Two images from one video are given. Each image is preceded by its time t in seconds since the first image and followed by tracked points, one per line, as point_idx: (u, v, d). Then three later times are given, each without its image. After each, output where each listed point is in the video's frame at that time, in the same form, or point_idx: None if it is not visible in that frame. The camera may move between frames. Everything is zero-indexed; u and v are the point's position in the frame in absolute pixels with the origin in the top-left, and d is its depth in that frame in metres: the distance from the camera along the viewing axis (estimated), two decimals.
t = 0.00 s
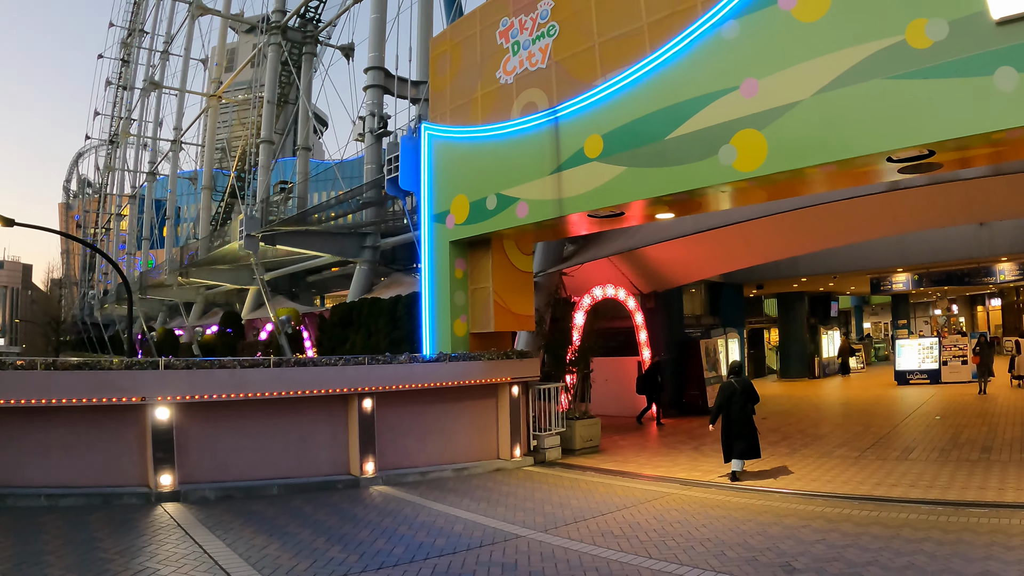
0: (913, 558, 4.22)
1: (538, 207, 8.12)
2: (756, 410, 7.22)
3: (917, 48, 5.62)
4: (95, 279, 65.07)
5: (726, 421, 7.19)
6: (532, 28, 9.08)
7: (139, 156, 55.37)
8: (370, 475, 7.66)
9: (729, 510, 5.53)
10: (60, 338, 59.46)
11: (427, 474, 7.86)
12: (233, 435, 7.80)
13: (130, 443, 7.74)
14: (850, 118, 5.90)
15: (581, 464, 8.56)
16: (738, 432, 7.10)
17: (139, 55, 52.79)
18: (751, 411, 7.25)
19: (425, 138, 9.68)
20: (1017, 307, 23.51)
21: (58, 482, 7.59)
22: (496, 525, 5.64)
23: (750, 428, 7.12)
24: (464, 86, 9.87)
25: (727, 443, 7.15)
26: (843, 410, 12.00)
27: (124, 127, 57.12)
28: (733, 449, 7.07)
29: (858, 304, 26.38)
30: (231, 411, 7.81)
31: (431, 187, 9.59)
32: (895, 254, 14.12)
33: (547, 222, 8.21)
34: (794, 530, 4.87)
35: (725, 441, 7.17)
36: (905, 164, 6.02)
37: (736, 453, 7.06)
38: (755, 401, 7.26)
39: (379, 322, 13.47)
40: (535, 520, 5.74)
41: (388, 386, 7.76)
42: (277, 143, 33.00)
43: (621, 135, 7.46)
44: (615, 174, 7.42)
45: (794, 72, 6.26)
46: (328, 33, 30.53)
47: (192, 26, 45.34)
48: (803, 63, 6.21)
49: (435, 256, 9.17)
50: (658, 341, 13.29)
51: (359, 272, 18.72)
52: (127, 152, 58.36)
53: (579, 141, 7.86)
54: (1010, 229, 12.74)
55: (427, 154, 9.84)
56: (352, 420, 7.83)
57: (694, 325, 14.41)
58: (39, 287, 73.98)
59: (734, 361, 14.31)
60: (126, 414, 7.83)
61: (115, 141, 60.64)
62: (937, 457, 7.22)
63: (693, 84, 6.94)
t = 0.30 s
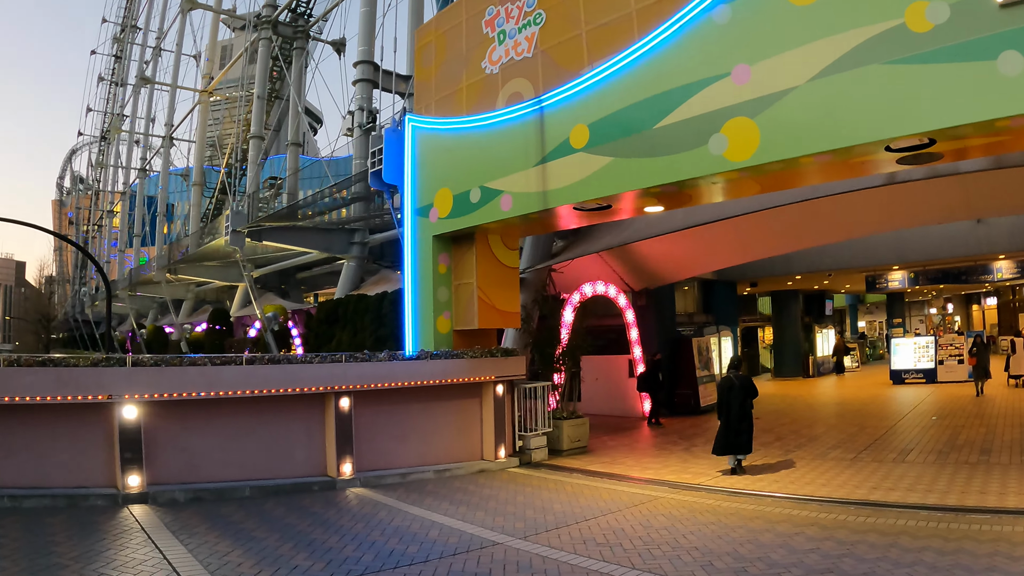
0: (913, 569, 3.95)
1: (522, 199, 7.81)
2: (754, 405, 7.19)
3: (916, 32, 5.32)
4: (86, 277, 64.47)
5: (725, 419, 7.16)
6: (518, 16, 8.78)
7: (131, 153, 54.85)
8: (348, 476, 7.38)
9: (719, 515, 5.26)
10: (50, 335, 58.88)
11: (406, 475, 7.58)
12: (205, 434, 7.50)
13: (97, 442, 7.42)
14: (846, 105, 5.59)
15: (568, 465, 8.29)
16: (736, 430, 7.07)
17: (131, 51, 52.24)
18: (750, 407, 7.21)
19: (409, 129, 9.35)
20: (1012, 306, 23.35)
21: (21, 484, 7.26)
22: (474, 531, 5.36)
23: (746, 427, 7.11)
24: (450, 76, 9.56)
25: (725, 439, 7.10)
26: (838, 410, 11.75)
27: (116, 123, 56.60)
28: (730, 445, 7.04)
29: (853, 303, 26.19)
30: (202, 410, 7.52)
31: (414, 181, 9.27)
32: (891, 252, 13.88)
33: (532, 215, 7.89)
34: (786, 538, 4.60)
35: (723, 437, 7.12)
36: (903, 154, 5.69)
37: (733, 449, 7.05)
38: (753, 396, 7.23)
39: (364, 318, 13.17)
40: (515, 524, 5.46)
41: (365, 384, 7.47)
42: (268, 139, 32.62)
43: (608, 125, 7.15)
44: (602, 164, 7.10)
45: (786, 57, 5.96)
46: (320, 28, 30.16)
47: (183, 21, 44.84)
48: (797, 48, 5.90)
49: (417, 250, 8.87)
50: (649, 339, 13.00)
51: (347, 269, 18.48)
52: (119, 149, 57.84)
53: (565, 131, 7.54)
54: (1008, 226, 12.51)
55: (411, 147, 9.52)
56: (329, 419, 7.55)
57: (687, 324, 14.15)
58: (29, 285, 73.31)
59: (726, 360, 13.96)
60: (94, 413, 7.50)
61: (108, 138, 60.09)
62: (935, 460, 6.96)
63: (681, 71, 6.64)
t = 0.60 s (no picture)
0: None
1: (501, 190, 7.44)
2: (751, 404, 7.25)
3: (910, 11, 4.95)
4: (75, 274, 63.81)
5: (724, 415, 7.18)
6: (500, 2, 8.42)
7: (122, 148, 54.28)
8: (319, 475, 7.09)
9: (705, 520, 4.96)
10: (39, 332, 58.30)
11: (382, 475, 7.28)
12: (173, 430, 7.19)
13: (59, 440, 7.02)
14: (837, 88, 5.23)
15: (551, 464, 7.99)
16: (734, 427, 7.08)
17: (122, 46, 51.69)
18: (746, 405, 7.26)
19: (388, 120, 9.00)
20: (1005, 305, 23.23)
21: None
22: (445, 534, 5.06)
23: (744, 424, 7.14)
24: (431, 65, 9.22)
25: (724, 434, 7.10)
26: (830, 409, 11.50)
27: (106, 118, 56.03)
28: (730, 440, 7.04)
29: (846, 301, 26.03)
30: (169, 405, 7.19)
31: (393, 172, 8.91)
32: (884, 248, 13.65)
33: (511, 207, 7.53)
34: (772, 545, 4.32)
35: (722, 433, 7.12)
36: (897, 140, 5.33)
37: (732, 444, 7.05)
38: (750, 394, 7.30)
39: (348, 313, 12.84)
40: (489, 527, 5.17)
41: (337, 380, 7.18)
42: (257, 135, 32.22)
43: (590, 112, 6.77)
44: (583, 152, 6.73)
45: (773, 38, 5.58)
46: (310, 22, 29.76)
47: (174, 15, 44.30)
48: (785, 28, 5.52)
49: (396, 242, 8.55)
50: (637, 336, 12.73)
51: (332, 265, 18.12)
52: (109, 144, 57.29)
53: (545, 119, 7.17)
54: (1002, 223, 12.29)
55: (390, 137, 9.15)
56: (300, 416, 7.25)
57: (677, 321, 13.89)
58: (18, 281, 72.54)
59: (715, 358, 13.71)
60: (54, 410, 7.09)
61: (98, 133, 59.47)
62: (929, 460, 6.71)
63: (665, 54, 6.26)
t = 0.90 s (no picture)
0: None
1: (477, 182, 7.07)
2: (751, 400, 7.23)
3: None
4: (64, 272, 63.14)
5: (725, 412, 7.19)
6: None
7: (111, 146, 53.73)
8: (289, 478, 6.79)
9: (688, 528, 4.66)
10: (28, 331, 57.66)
11: (355, 477, 6.97)
12: (136, 431, 6.85)
13: (14, 443, 6.61)
14: (827, 69, 4.85)
15: (533, 466, 7.70)
16: (734, 423, 7.10)
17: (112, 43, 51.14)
18: (746, 402, 7.25)
19: (368, 112, 8.70)
20: (999, 303, 23.07)
21: None
22: (412, 542, 4.75)
23: (745, 420, 7.14)
24: (410, 55, 8.75)
25: (727, 433, 7.11)
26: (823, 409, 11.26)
27: (96, 116, 55.44)
28: (733, 439, 7.05)
29: (839, 300, 25.84)
30: (132, 404, 6.86)
31: (372, 166, 8.58)
32: (877, 245, 13.41)
33: (488, 200, 7.16)
34: (758, 555, 4.02)
35: (726, 432, 7.13)
36: (891, 127, 4.96)
37: (735, 443, 7.05)
38: (750, 389, 7.23)
39: (330, 310, 12.50)
40: (460, 534, 4.87)
41: (307, 378, 6.87)
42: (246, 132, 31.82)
43: (569, 99, 6.38)
44: (561, 141, 6.34)
45: (761, 18, 5.18)
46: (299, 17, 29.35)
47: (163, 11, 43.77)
48: (773, 8, 5.12)
49: (373, 238, 8.23)
50: (625, 334, 12.46)
51: (317, 262, 17.78)
52: (99, 142, 56.74)
53: (523, 107, 6.79)
54: (999, 219, 12.05)
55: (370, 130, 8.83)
56: (269, 416, 6.94)
57: (667, 319, 13.63)
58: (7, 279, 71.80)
59: (706, 357, 13.44)
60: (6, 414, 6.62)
61: (88, 131, 58.87)
62: (924, 463, 6.44)
63: (647, 38, 5.87)
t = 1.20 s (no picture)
0: None
1: (455, 173, 6.71)
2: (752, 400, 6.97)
3: None
4: (56, 270, 62.56)
5: (724, 412, 6.96)
6: None
7: (103, 142, 53.23)
8: (259, 481, 6.48)
9: (671, 537, 4.37)
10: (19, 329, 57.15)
11: (328, 480, 6.65)
12: (100, 431, 6.53)
13: None
14: (820, 48, 4.47)
15: (516, 469, 7.39)
16: (734, 422, 6.87)
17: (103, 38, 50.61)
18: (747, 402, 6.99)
19: (348, 103, 8.38)
20: (996, 302, 22.89)
21: None
22: (377, 551, 4.46)
23: (746, 420, 6.88)
24: (391, 44, 8.41)
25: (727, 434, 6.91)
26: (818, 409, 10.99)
27: (88, 112, 54.93)
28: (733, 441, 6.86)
29: (834, 298, 25.63)
30: (95, 403, 6.53)
31: (353, 157, 8.26)
32: (873, 242, 13.16)
33: (467, 191, 6.80)
34: (744, 569, 3.73)
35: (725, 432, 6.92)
36: (889, 112, 4.58)
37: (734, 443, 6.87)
38: (751, 387, 7.00)
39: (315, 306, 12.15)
40: (429, 543, 4.57)
41: (278, 377, 6.57)
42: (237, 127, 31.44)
43: (549, 86, 5.97)
44: (540, 130, 5.95)
45: None
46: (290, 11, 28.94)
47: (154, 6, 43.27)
48: None
49: (351, 234, 7.92)
50: (615, 331, 12.14)
51: (304, 258, 17.45)
52: (91, 139, 56.18)
53: (502, 95, 6.40)
54: (997, 216, 11.78)
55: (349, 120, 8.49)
56: (239, 416, 6.63)
57: (658, 316, 13.37)
58: None
59: (698, 356, 13.16)
60: None
61: (80, 127, 58.31)
62: (921, 467, 6.17)
63: (629, 21, 5.44)
